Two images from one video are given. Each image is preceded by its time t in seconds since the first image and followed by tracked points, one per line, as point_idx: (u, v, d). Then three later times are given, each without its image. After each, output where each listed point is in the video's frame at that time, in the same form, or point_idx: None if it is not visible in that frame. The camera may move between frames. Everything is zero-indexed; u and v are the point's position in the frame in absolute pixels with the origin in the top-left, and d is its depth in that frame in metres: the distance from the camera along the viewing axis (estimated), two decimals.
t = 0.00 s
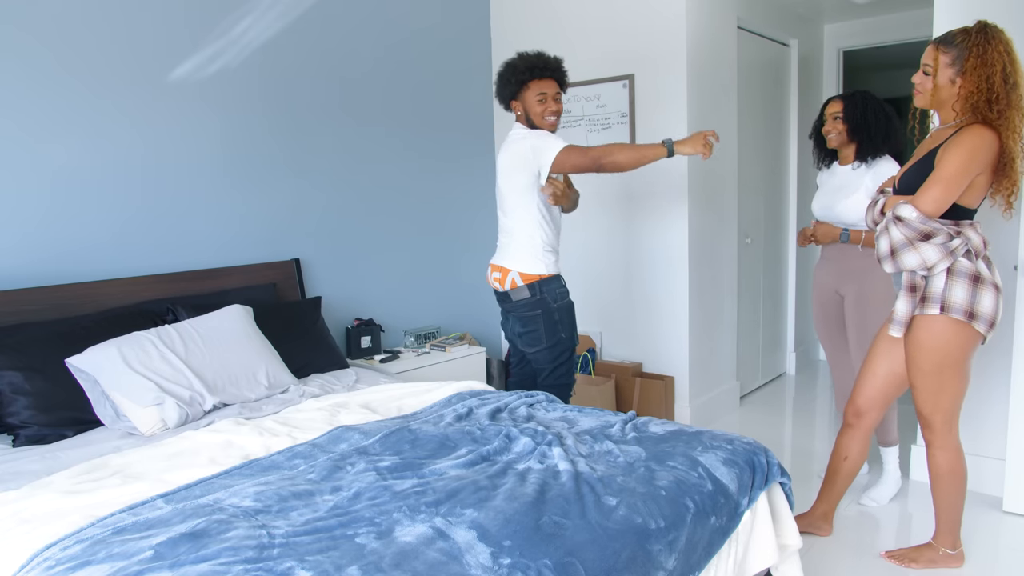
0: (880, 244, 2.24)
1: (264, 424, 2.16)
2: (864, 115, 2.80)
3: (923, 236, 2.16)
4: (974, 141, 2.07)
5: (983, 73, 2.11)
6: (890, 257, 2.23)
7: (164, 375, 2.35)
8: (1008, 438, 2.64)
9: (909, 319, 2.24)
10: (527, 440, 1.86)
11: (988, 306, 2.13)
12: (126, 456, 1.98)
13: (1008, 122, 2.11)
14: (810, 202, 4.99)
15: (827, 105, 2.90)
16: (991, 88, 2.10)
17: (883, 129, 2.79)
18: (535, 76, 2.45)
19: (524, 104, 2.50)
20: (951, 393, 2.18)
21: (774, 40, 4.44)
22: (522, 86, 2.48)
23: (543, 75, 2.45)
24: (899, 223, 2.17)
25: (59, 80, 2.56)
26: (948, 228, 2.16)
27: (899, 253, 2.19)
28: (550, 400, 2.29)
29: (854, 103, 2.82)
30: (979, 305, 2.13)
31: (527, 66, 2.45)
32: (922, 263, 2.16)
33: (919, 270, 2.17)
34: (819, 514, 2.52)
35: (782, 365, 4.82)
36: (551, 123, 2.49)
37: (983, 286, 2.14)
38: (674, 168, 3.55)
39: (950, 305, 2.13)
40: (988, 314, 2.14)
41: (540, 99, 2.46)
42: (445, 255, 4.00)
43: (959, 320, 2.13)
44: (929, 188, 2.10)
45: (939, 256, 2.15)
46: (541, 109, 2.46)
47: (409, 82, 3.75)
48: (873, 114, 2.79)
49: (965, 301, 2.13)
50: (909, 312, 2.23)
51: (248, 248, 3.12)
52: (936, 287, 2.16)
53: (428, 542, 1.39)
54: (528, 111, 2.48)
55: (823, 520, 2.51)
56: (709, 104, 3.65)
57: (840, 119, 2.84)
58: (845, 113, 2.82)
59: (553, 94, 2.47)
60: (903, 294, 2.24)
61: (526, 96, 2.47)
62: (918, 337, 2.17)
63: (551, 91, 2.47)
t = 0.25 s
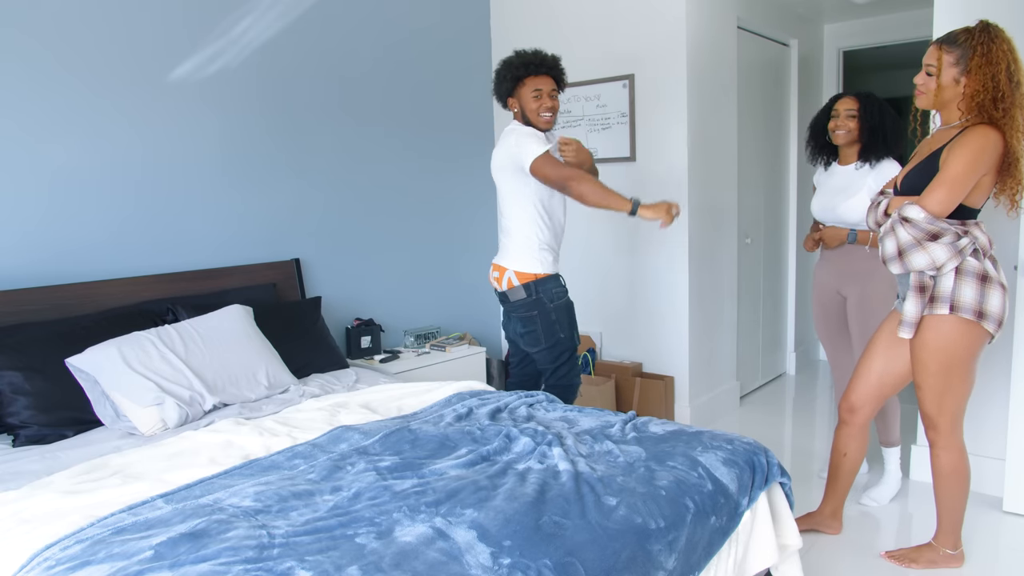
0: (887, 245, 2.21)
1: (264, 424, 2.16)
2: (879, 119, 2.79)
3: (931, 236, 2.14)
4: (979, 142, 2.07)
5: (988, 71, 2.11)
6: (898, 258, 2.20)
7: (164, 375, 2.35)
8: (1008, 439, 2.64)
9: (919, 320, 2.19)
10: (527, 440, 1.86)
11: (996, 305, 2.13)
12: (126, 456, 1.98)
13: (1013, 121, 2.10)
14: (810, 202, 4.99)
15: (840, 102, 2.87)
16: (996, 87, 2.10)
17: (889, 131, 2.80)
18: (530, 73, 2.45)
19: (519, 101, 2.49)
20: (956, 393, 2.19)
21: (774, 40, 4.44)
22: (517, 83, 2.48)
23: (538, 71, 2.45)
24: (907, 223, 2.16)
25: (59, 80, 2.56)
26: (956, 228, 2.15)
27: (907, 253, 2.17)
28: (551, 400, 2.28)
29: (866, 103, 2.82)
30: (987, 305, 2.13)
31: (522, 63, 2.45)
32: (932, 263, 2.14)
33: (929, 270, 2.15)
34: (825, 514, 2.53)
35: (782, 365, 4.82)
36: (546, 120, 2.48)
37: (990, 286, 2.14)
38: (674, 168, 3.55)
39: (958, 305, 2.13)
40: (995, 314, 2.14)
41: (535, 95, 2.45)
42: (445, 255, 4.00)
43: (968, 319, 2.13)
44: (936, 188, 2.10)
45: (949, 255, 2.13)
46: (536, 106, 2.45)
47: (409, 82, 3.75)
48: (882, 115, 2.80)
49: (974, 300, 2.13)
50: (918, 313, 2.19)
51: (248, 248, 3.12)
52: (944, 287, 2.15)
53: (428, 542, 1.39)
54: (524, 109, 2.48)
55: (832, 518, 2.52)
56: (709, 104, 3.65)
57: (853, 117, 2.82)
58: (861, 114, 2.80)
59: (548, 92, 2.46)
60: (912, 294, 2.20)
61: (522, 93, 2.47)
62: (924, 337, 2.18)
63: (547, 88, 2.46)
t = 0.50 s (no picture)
0: (889, 245, 2.21)
1: (264, 424, 2.16)
2: (880, 119, 2.80)
3: (935, 237, 2.13)
4: (984, 141, 2.08)
5: (993, 65, 2.11)
6: (900, 258, 2.20)
7: (164, 375, 2.35)
8: (1008, 438, 2.64)
9: (918, 319, 2.20)
10: (527, 440, 1.86)
11: (995, 305, 2.14)
12: (126, 456, 1.98)
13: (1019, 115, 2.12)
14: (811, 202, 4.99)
15: (839, 102, 2.87)
16: (1002, 80, 2.11)
17: (890, 131, 2.80)
18: (530, 71, 2.40)
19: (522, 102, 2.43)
20: (955, 392, 2.19)
21: (774, 40, 4.44)
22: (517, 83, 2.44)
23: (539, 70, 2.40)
24: (912, 223, 2.15)
25: (58, 80, 2.56)
26: (959, 229, 2.15)
27: (910, 254, 2.17)
28: (551, 400, 2.28)
29: (866, 103, 2.81)
30: (986, 305, 2.13)
31: (521, 61, 2.40)
32: (935, 265, 2.14)
33: (931, 271, 2.15)
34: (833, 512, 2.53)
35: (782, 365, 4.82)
36: (550, 120, 2.40)
37: (990, 286, 2.14)
38: (674, 169, 3.55)
39: (958, 305, 2.13)
40: (994, 314, 2.14)
41: (538, 94, 2.39)
42: (445, 255, 4.00)
43: (968, 319, 2.13)
44: (941, 189, 2.09)
45: (952, 257, 2.13)
46: (538, 105, 2.39)
47: (409, 82, 3.75)
48: (883, 115, 2.80)
49: (973, 301, 2.13)
50: (918, 312, 2.19)
51: (248, 248, 3.12)
52: (944, 287, 2.15)
53: (428, 542, 1.39)
54: (526, 111, 2.42)
55: (836, 517, 2.53)
56: (709, 104, 3.65)
57: (851, 118, 2.82)
58: (863, 115, 2.80)
59: (550, 90, 2.38)
60: (912, 293, 2.20)
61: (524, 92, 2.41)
62: (924, 337, 2.18)
63: (548, 86, 2.39)
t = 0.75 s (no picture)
0: (891, 246, 2.21)
1: (264, 424, 2.16)
2: (877, 119, 2.80)
3: (938, 238, 2.14)
4: (987, 141, 2.08)
5: (1001, 61, 2.12)
6: (903, 259, 2.20)
7: (164, 375, 2.35)
8: (1008, 438, 2.64)
9: (923, 319, 2.18)
10: (527, 440, 1.86)
11: (998, 305, 2.14)
12: (126, 456, 1.98)
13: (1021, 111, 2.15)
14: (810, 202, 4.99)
15: (835, 104, 2.88)
16: (1010, 75, 2.13)
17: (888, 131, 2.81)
18: (539, 101, 2.13)
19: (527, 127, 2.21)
20: (956, 392, 2.19)
21: (774, 40, 4.44)
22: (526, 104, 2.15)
23: (545, 96, 2.12)
24: (914, 226, 2.15)
25: (58, 80, 2.56)
26: (960, 229, 2.16)
27: (914, 255, 2.17)
28: (551, 400, 2.28)
29: (862, 104, 2.81)
30: (989, 304, 2.13)
31: (530, 88, 2.13)
32: (939, 266, 2.14)
33: (935, 272, 2.15)
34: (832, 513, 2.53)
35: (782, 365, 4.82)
36: (552, 151, 2.17)
37: (992, 285, 2.14)
38: (674, 169, 3.55)
39: (962, 305, 2.12)
40: (996, 313, 2.14)
41: (541, 123, 2.15)
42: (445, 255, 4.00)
43: (971, 318, 2.13)
44: (944, 191, 2.10)
45: (955, 257, 2.13)
46: (543, 136, 2.15)
47: (409, 82, 3.76)
48: (879, 115, 2.80)
49: (977, 301, 2.13)
50: (922, 312, 2.18)
51: (248, 248, 3.12)
52: (948, 286, 2.15)
53: (428, 542, 1.39)
54: (532, 136, 2.19)
55: (836, 517, 2.52)
56: (709, 104, 3.65)
57: (849, 120, 2.83)
58: (858, 116, 2.81)
59: (558, 121, 2.14)
60: (916, 294, 2.19)
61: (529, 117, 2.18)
62: (926, 337, 2.18)
63: (556, 117, 2.13)
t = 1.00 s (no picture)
0: (895, 247, 2.20)
1: (265, 424, 2.16)
2: (877, 119, 2.80)
3: (944, 238, 2.13)
4: (994, 136, 2.09)
5: (1003, 58, 2.18)
6: (908, 259, 2.19)
7: (164, 375, 2.35)
8: (1008, 438, 2.64)
9: (926, 319, 2.19)
10: (527, 440, 1.86)
11: (1001, 304, 2.14)
12: (126, 456, 1.98)
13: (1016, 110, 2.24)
14: (810, 202, 4.99)
15: (834, 106, 2.88)
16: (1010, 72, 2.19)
17: (887, 131, 2.80)
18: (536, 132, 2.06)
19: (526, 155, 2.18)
20: (957, 392, 2.19)
21: (774, 40, 4.44)
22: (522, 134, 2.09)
23: (540, 127, 2.05)
24: (920, 225, 2.14)
25: (58, 80, 2.56)
26: (966, 229, 2.15)
27: (919, 255, 2.16)
28: (551, 400, 2.28)
29: (861, 104, 2.82)
30: (992, 304, 2.13)
31: (525, 119, 2.06)
32: (945, 266, 2.14)
33: (940, 272, 2.15)
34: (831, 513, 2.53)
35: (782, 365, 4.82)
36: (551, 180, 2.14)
37: (995, 285, 2.14)
38: (674, 169, 3.55)
39: (966, 305, 2.13)
40: (999, 312, 2.14)
41: (538, 154, 2.09)
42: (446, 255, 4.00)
43: (974, 318, 2.13)
44: (950, 189, 2.09)
45: (961, 257, 2.13)
46: (541, 166, 2.10)
47: (409, 82, 3.76)
48: (879, 116, 2.80)
49: (980, 300, 2.13)
50: (925, 312, 2.18)
51: (248, 248, 3.12)
52: (952, 286, 2.14)
53: (428, 542, 1.39)
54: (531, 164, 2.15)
55: (836, 517, 2.52)
56: (709, 104, 3.65)
57: (849, 122, 2.83)
58: (858, 117, 2.81)
59: (556, 152, 2.07)
60: (920, 294, 2.18)
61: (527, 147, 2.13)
62: (928, 337, 2.18)
63: (552, 147, 2.07)
